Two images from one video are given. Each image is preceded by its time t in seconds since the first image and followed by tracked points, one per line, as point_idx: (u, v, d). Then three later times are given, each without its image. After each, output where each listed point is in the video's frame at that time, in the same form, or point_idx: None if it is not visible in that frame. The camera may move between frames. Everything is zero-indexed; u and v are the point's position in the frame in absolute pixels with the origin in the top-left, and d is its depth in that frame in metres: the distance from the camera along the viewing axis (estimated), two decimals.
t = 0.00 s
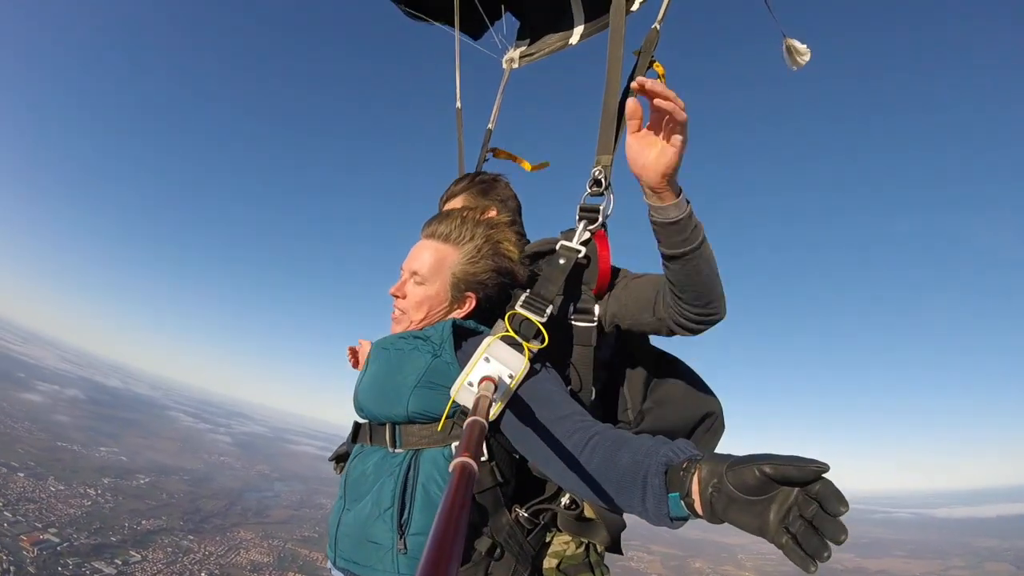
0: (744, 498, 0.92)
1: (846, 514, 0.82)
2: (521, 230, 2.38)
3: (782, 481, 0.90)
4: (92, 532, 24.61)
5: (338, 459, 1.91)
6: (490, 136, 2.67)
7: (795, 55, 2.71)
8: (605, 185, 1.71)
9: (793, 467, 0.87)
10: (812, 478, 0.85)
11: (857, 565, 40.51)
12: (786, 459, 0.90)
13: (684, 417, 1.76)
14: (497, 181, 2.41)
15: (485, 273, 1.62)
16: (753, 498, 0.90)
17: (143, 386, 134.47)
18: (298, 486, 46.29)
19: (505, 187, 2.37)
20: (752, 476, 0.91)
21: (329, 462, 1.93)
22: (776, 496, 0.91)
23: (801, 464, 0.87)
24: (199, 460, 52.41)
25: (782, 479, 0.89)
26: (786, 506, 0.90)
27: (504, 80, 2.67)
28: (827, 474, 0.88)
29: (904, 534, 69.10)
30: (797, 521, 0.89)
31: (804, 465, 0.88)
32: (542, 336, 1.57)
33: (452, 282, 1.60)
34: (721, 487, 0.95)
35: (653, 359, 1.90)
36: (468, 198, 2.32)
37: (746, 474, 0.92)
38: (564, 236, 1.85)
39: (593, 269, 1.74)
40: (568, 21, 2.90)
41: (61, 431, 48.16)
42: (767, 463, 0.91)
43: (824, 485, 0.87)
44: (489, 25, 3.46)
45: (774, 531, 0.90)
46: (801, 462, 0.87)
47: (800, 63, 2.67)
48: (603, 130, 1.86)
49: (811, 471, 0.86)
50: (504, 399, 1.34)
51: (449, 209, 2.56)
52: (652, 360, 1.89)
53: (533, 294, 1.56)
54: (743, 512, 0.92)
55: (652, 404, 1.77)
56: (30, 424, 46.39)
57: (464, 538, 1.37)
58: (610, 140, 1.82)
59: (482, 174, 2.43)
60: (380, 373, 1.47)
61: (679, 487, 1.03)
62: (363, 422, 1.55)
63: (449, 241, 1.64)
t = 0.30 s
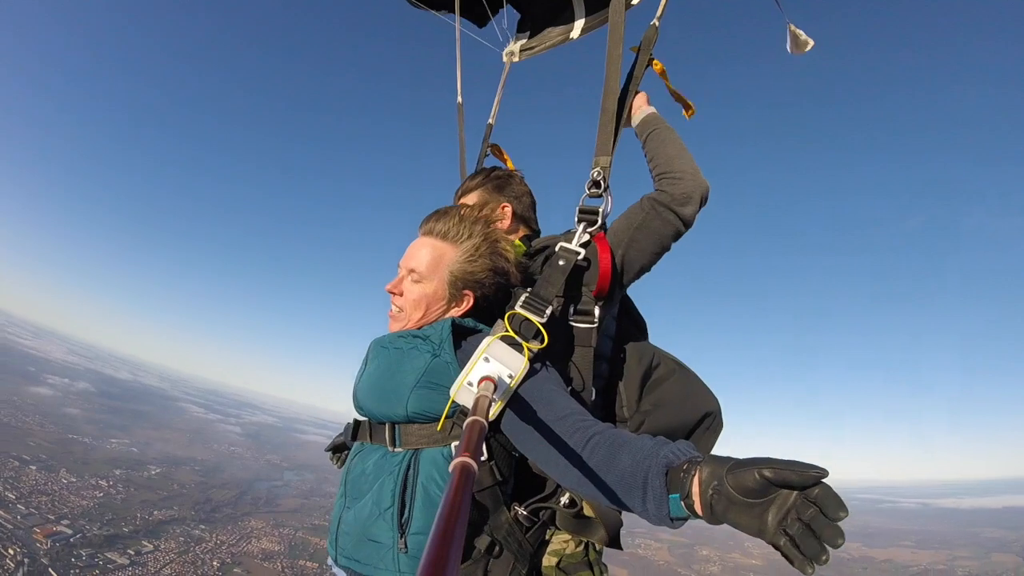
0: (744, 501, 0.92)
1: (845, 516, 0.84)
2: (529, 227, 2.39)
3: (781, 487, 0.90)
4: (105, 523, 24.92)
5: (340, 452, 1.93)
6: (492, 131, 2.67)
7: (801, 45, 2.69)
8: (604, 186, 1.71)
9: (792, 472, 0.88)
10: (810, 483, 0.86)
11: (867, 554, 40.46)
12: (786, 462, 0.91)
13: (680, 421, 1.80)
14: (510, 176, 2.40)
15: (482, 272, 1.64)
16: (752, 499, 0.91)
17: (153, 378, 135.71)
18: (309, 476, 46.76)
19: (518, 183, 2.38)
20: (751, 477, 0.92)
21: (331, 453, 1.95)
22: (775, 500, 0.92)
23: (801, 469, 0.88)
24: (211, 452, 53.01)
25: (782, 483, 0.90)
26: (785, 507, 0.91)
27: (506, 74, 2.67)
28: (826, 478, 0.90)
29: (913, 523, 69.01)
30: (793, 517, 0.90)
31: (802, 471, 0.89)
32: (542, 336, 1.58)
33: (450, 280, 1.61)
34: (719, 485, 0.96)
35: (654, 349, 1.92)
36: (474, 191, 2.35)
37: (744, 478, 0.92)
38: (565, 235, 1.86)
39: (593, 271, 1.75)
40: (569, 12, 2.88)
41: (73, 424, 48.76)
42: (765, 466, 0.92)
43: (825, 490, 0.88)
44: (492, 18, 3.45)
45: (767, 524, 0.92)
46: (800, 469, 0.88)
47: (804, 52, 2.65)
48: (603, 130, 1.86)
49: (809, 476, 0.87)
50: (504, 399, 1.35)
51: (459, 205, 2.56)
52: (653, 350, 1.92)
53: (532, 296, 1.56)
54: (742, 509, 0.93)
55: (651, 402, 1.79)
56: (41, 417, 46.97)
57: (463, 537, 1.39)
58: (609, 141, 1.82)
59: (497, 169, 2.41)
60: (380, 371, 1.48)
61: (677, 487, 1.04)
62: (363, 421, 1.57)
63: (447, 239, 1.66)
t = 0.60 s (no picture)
0: (740, 500, 0.90)
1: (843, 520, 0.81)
2: (542, 228, 2.39)
3: (777, 485, 0.88)
4: (128, 536, 25.20)
5: (349, 450, 1.94)
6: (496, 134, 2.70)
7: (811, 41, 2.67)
8: (604, 187, 1.70)
9: (788, 473, 0.86)
10: (807, 483, 0.84)
11: (897, 564, 39.36)
12: (782, 462, 0.88)
13: (682, 417, 1.78)
14: (526, 176, 2.40)
15: (483, 272, 1.64)
16: (746, 500, 0.89)
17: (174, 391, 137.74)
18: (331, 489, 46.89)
19: (534, 185, 2.38)
20: (745, 476, 0.90)
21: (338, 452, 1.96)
22: (771, 500, 0.90)
23: (794, 468, 0.86)
24: (235, 465, 53.53)
25: (776, 483, 0.88)
26: (781, 509, 0.88)
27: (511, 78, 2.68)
28: (825, 479, 0.87)
29: (945, 531, 67.12)
30: (788, 520, 0.88)
31: (798, 470, 0.87)
32: (542, 336, 1.57)
33: (451, 280, 1.61)
34: (715, 485, 0.94)
35: (661, 343, 1.90)
36: (486, 190, 2.36)
37: (741, 477, 0.90)
38: (567, 236, 1.85)
39: (595, 273, 1.72)
40: (573, 14, 2.88)
41: (97, 438, 49.60)
42: (762, 466, 0.90)
43: (821, 491, 0.86)
44: (501, 27, 3.49)
45: (762, 527, 0.90)
46: (797, 468, 0.86)
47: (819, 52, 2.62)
48: (602, 129, 1.84)
49: (807, 476, 0.84)
50: (505, 400, 1.33)
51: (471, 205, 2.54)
52: (659, 344, 1.90)
53: (532, 296, 1.55)
54: (737, 512, 0.91)
55: (653, 398, 1.77)
56: (67, 431, 47.87)
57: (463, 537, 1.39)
58: (610, 139, 1.81)
59: (514, 169, 2.42)
60: (382, 369, 1.48)
61: (673, 487, 1.03)
62: (366, 421, 1.57)
63: (449, 240, 1.66)
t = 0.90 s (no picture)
0: (736, 499, 0.90)
1: (840, 517, 0.80)
2: (547, 228, 2.40)
3: (774, 483, 0.88)
4: (172, 543, 25.99)
5: (356, 453, 1.96)
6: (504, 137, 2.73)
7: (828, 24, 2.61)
8: (605, 184, 1.70)
9: (784, 472, 0.85)
10: (805, 482, 0.83)
11: (944, 564, 38.06)
12: (781, 461, 0.88)
13: (692, 411, 1.76)
14: (529, 179, 2.40)
15: (483, 273, 1.65)
16: (745, 499, 0.88)
17: (207, 401, 141.33)
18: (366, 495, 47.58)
19: (537, 187, 2.38)
20: (742, 475, 0.89)
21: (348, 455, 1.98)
22: (771, 499, 0.89)
23: (792, 467, 0.85)
24: (272, 472, 54.76)
25: (776, 481, 0.87)
26: (779, 508, 0.88)
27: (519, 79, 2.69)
28: (821, 476, 0.87)
29: (992, 528, 64.84)
30: (788, 519, 0.87)
31: (797, 469, 0.85)
32: (544, 335, 1.57)
33: (452, 280, 1.62)
34: (710, 485, 0.94)
35: (671, 335, 1.89)
36: (488, 191, 2.37)
37: (737, 475, 0.90)
38: (570, 235, 1.85)
39: (597, 272, 1.70)
40: (582, 14, 2.87)
41: (139, 449, 51.33)
42: (760, 466, 0.89)
43: (818, 489, 0.86)
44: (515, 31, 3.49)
45: (760, 525, 0.90)
46: (793, 467, 0.85)
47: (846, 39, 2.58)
48: (603, 127, 1.84)
49: (807, 475, 0.83)
50: (505, 400, 1.34)
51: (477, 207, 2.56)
52: (669, 337, 1.89)
53: (533, 295, 1.55)
54: (734, 509, 0.90)
55: (661, 389, 1.76)
56: (110, 442, 49.67)
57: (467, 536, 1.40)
58: (609, 136, 1.81)
59: (517, 171, 2.43)
60: (385, 372, 1.50)
61: (672, 485, 1.03)
62: (371, 423, 1.59)
63: (449, 240, 1.68)
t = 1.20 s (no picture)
0: (731, 495, 0.89)
1: (833, 510, 0.81)
2: (546, 229, 2.40)
3: (769, 480, 0.87)
4: (167, 551, 25.83)
5: (354, 457, 1.94)
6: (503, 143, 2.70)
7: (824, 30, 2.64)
8: (604, 185, 1.69)
9: (778, 465, 0.85)
10: (796, 476, 0.83)
11: (941, 566, 38.19)
12: (774, 454, 0.87)
13: (692, 411, 1.75)
14: (525, 182, 2.40)
15: (484, 273, 1.65)
16: (737, 494, 0.88)
17: (203, 409, 140.58)
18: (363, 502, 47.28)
19: (533, 189, 2.37)
20: (735, 471, 0.89)
21: (342, 460, 1.97)
22: (765, 494, 0.89)
23: (786, 462, 0.85)
24: (268, 481, 54.41)
25: (768, 477, 0.87)
26: (775, 503, 0.88)
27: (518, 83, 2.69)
28: (815, 469, 0.86)
29: (990, 530, 64.81)
30: (782, 517, 0.87)
31: (792, 463, 0.85)
32: (543, 336, 1.57)
33: (453, 280, 1.62)
34: (706, 480, 0.93)
35: (670, 339, 1.88)
36: (484, 196, 2.38)
37: (730, 471, 0.89)
38: (570, 236, 1.85)
39: (598, 273, 1.69)
40: (578, 20, 2.89)
41: (134, 457, 50.97)
42: (752, 460, 0.89)
43: (813, 482, 0.86)
44: (511, 38, 3.50)
45: (754, 522, 0.89)
46: (786, 460, 0.85)
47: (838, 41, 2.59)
48: (603, 128, 1.84)
49: (797, 469, 0.84)
50: (505, 400, 1.34)
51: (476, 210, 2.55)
52: (668, 340, 1.88)
53: (533, 295, 1.54)
54: (726, 505, 0.90)
55: (660, 391, 1.75)
56: (104, 450, 49.29)
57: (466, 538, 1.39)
58: (609, 134, 1.80)
59: (513, 175, 2.42)
60: (386, 372, 1.49)
61: (667, 483, 1.03)
62: (371, 423, 1.58)
63: (450, 243, 1.68)
